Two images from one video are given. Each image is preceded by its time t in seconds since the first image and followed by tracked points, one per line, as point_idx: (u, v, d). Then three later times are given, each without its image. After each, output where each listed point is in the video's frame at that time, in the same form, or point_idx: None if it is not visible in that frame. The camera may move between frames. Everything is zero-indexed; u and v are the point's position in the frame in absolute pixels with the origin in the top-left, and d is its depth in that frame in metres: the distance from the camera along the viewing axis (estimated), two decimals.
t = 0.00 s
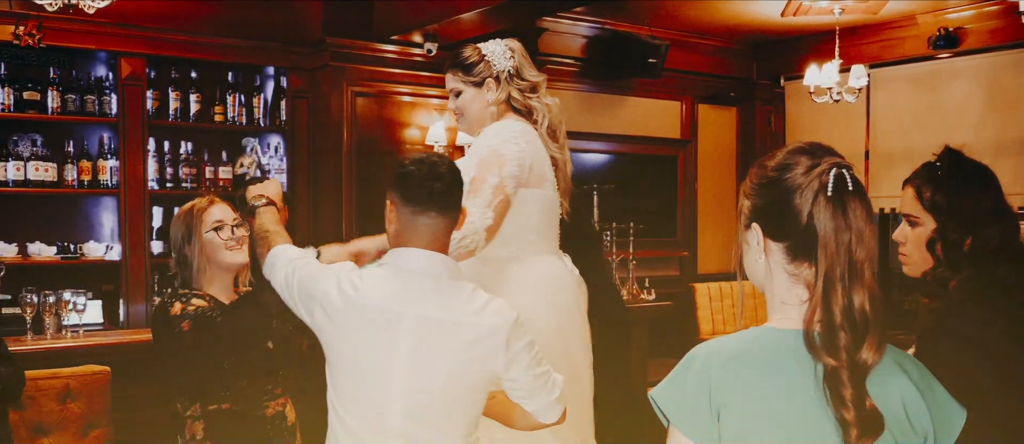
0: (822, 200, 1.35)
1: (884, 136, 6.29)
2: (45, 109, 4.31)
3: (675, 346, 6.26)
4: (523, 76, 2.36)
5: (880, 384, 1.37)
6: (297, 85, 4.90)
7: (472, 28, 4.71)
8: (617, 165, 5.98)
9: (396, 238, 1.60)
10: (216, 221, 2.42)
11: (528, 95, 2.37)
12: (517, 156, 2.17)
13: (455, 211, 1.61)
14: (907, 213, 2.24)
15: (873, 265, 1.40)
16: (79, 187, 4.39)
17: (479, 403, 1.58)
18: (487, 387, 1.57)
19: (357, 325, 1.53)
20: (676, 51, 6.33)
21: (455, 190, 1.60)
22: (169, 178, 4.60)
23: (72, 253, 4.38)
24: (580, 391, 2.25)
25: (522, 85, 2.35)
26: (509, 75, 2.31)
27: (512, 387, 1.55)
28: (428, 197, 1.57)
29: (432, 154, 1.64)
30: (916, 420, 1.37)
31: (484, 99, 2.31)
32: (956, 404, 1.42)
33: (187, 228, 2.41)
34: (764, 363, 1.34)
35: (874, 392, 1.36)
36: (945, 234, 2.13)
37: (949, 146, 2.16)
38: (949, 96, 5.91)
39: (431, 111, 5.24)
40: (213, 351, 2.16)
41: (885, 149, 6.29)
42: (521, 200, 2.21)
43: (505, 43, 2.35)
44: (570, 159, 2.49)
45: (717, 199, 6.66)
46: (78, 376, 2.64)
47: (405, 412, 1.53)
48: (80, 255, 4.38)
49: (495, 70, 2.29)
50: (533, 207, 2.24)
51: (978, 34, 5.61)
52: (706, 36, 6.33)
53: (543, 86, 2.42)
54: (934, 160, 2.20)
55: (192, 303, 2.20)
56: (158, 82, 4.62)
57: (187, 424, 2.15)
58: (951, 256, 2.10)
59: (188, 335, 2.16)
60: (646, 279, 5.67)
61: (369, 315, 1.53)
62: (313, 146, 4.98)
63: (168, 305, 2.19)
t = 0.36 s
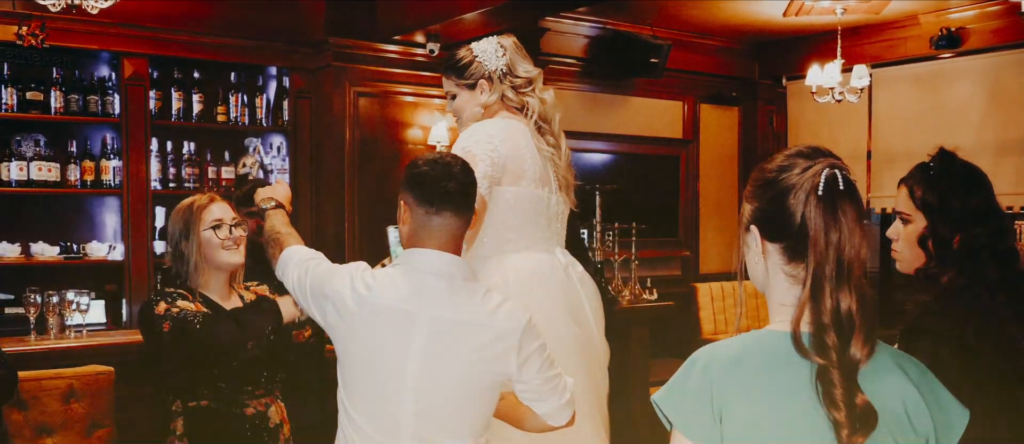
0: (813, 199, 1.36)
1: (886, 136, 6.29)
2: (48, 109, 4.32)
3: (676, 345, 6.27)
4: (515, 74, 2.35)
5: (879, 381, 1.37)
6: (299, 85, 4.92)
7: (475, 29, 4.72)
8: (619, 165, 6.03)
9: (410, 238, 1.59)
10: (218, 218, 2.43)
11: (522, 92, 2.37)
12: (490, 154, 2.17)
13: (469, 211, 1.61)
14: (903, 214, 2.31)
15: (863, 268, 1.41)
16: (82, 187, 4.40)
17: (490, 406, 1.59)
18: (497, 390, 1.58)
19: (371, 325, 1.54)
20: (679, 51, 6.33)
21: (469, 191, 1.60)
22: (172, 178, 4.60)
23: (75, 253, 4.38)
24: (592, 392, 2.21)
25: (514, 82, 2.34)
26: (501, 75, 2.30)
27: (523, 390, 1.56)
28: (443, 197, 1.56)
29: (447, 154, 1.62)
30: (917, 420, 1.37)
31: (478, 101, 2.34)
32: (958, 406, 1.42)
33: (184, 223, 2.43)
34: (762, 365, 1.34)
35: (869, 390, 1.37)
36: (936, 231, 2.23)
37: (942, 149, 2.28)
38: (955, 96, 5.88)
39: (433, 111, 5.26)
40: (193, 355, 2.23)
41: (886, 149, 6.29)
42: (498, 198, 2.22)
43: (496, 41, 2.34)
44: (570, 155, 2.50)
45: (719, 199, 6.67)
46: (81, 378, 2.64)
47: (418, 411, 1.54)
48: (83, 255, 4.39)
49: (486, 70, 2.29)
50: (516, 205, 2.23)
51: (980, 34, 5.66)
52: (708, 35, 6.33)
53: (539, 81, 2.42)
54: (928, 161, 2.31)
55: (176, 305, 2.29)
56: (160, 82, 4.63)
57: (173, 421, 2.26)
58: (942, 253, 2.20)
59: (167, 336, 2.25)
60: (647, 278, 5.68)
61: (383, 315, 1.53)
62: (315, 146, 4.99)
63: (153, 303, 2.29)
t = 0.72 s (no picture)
0: (813, 201, 1.37)
1: (888, 137, 6.30)
2: (51, 109, 4.33)
3: (678, 345, 6.28)
4: (515, 80, 2.36)
5: (885, 386, 1.37)
6: (302, 86, 4.93)
7: (477, 29, 4.73)
8: (620, 165, 6.03)
9: (409, 239, 1.59)
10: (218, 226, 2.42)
11: (521, 98, 2.38)
12: (480, 161, 2.17)
13: (472, 210, 1.60)
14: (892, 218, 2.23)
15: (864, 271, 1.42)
16: (84, 187, 4.40)
17: (493, 409, 1.58)
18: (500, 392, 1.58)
19: (374, 327, 1.54)
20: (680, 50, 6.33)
21: (472, 191, 1.59)
22: (175, 178, 4.62)
23: (78, 253, 4.39)
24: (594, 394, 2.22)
25: (514, 89, 2.36)
26: (501, 81, 2.31)
27: (525, 394, 1.56)
28: (447, 198, 1.55)
29: (449, 154, 1.61)
30: (925, 422, 1.36)
31: (479, 108, 2.34)
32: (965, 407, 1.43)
33: (184, 226, 2.43)
34: (768, 366, 1.37)
35: (874, 395, 1.37)
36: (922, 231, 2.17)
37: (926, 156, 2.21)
38: (956, 97, 5.89)
39: (435, 111, 5.26)
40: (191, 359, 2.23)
41: (889, 149, 6.31)
42: (493, 204, 2.22)
43: (495, 48, 2.34)
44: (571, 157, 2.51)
45: (721, 198, 6.67)
46: (84, 377, 2.66)
47: (421, 413, 1.54)
48: (85, 255, 4.39)
49: (487, 77, 2.30)
50: (512, 209, 2.24)
51: (982, 34, 5.65)
52: (710, 35, 6.33)
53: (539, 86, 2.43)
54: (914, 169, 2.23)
55: (174, 313, 2.27)
56: (163, 82, 4.64)
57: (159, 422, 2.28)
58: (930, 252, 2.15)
59: (166, 344, 2.23)
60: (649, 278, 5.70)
61: (386, 317, 1.54)
62: (317, 147, 5.00)
63: (150, 311, 2.27)
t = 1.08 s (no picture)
0: (816, 200, 1.38)
1: (889, 138, 6.29)
2: (52, 110, 4.32)
3: (678, 346, 6.27)
4: (520, 73, 2.34)
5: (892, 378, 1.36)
6: (303, 86, 4.93)
7: (478, 29, 4.73)
8: (621, 166, 5.97)
9: (395, 241, 1.58)
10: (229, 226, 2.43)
11: (527, 91, 2.36)
12: (504, 149, 2.13)
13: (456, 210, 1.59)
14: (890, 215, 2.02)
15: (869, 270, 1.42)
16: (84, 188, 4.40)
17: (479, 411, 1.58)
18: (485, 394, 1.57)
19: (358, 329, 1.53)
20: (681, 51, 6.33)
21: (456, 191, 1.58)
22: (175, 179, 4.61)
23: (78, 253, 4.39)
24: (592, 395, 2.21)
25: (519, 82, 2.33)
26: (506, 73, 2.28)
27: (509, 397, 1.55)
28: (431, 196, 1.54)
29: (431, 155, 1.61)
30: (932, 421, 1.35)
31: (484, 101, 2.30)
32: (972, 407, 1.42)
33: (195, 232, 2.35)
34: (773, 364, 1.35)
35: (880, 390, 1.36)
36: (913, 229, 1.97)
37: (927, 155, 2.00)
38: (958, 97, 5.89)
39: (436, 112, 5.25)
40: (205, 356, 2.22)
41: (890, 150, 6.30)
42: (515, 196, 2.20)
43: (501, 40, 2.31)
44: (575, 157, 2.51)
45: (722, 199, 6.67)
46: (84, 378, 2.65)
47: (406, 415, 1.53)
48: (85, 255, 4.39)
49: (492, 69, 2.26)
50: (531, 203, 2.23)
51: (984, 35, 5.63)
52: (711, 36, 6.33)
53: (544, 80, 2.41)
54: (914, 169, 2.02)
55: (189, 309, 2.26)
56: (164, 82, 4.63)
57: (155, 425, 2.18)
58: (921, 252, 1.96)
59: (184, 340, 2.21)
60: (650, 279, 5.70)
61: (368, 320, 1.52)
62: (318, 148, 5.00)
63: (165, 309, 2.23)
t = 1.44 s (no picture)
0: (811, 189, 1.38)
1: (890, 137, 6.29)
2: (52, 110, 4.32)
3: (679, 346, 6.27)
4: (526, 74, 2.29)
5: (897, 363, 1.36)
6: (303, 86, 4.91)
7: (479, 29, 4.73)
8: (623, 166, 5.94)
9: (375, 238, 1.57)
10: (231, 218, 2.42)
11: (532, 93, 2.30)
12: (553, 152, 2.13)
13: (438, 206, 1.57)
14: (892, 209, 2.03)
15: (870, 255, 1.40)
16: (85, 188, 4.39)
17: (460, 409, 1.55)
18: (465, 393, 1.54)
19: (338, 325, 1.51)
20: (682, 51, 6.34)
21: (436, 185, 1.56)
22: (175, 179, 4.60)
23: (79, 253, 4.38)
24: (593, 396, 2.18)
25: (525, 83, 2.28)
26: (512, 74, 2.23)
27: (491, 396, 1.51)
28: (409, 193, 1.52)
29: (410, 151, 1.59)
30: (933, 411, 1.34)
31: (490, 102, 2.24)
32: (976, 396, 1.42)
33: (204, 228, 2.34)
34: (775, 353, 1.35)
35: (886, 374, 1.35)
36: (916, 223, 1.97)
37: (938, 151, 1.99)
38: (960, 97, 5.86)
39: (437, 112, 5.26)
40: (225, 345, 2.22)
41: (890, 150, 6.31)
42: (555, 198, 2.16)
43: (505, 41, 2.26)
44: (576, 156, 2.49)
45: (723, 199, 6.67)
46: (85, 378, 2.65)
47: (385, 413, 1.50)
48: (86, 255, 4.38)
49: (498, 70, 2.21)
50: (565, 207, 2.20)
51: (985, 35, 5.64)
52: (712, 36, 6.33)
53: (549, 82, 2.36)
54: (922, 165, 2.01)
55: (201, 298, 2.24)
56: (164, 83, 4.63)
57: (168, 423, 2.20)
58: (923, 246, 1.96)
59: (202, 327, 2.18)
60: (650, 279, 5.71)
61: (347, 317, 1.51)
62: (318, 147, 4.99)
63: (179, 299, 2.20)
